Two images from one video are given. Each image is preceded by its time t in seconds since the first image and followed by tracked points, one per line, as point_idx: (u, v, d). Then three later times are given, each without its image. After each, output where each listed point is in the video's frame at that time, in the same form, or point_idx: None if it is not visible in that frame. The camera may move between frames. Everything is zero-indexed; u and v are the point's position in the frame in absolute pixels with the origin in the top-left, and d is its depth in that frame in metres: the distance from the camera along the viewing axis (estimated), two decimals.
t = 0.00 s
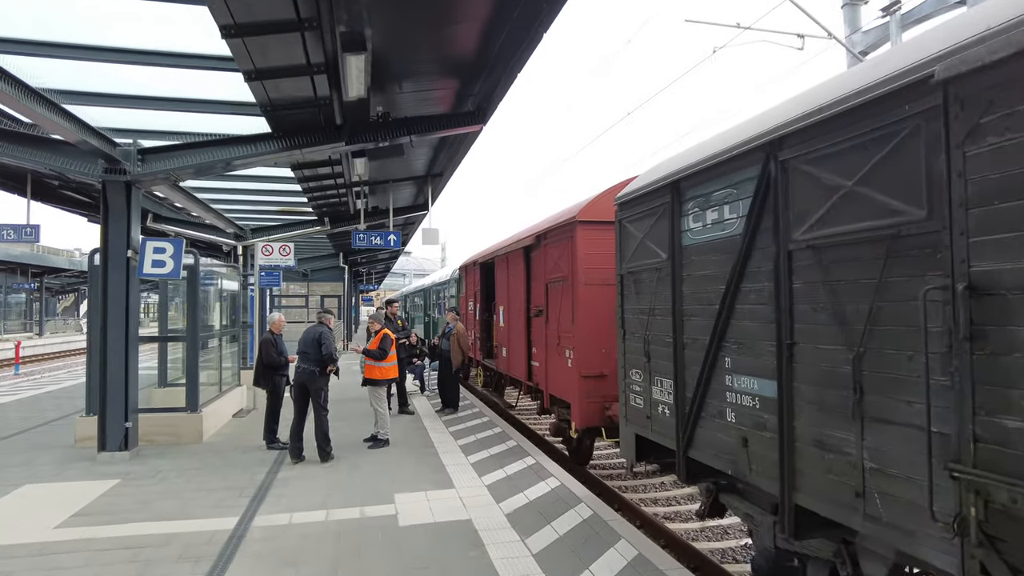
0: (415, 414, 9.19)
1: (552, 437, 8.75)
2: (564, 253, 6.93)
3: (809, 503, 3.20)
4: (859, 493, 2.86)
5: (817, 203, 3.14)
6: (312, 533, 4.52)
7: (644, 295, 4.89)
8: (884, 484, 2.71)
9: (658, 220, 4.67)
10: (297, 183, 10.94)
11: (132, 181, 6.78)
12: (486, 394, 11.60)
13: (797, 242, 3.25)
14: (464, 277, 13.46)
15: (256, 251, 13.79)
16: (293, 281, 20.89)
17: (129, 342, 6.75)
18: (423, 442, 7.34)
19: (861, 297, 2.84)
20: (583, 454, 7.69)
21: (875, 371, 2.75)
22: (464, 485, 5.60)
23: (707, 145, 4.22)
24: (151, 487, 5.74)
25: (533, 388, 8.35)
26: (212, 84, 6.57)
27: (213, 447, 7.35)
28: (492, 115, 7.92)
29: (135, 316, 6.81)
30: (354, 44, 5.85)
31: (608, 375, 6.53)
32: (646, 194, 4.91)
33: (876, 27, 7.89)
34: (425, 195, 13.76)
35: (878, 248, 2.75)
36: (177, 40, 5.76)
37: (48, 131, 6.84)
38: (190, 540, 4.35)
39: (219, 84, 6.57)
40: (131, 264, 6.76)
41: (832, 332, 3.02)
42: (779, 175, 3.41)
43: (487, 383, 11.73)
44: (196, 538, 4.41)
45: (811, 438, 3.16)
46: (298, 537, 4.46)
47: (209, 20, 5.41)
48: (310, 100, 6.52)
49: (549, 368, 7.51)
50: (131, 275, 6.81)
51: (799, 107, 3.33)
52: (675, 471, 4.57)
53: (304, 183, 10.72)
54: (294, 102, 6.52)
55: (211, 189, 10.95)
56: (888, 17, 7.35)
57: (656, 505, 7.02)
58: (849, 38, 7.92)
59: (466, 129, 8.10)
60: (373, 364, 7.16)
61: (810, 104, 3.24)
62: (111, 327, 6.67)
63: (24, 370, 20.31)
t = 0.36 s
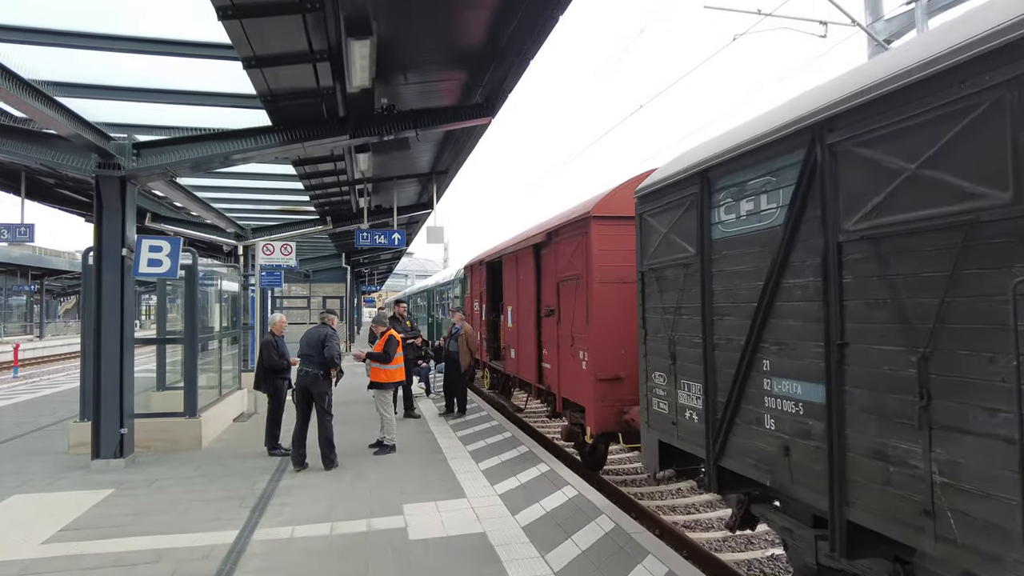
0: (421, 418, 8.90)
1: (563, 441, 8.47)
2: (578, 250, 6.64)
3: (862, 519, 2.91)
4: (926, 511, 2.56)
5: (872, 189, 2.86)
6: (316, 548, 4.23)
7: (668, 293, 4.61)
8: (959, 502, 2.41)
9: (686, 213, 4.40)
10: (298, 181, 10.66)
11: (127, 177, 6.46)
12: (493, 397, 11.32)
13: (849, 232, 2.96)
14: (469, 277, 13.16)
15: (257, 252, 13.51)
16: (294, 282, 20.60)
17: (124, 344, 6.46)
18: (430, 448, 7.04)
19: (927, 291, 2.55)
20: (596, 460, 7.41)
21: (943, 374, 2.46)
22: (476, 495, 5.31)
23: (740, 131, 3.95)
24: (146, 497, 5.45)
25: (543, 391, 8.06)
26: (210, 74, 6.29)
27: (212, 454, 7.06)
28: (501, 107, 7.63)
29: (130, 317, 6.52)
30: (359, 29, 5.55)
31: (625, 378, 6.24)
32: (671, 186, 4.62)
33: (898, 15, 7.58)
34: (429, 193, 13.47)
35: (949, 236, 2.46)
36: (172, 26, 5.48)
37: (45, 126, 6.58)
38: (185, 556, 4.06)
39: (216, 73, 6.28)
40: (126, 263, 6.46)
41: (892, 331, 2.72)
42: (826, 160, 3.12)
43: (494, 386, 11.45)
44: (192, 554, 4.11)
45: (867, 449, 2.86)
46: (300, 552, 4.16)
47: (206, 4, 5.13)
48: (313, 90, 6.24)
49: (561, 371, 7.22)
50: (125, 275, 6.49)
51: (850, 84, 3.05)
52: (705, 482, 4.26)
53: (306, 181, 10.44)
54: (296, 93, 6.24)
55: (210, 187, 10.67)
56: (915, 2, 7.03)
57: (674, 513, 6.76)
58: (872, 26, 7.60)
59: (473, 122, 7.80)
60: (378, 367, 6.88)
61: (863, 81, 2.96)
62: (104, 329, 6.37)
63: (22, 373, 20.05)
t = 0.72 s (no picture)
0: (431, 420, 8.66)
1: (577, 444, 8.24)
2: (595, 246, 6.39)
3: (931, 538, 2.64)
4: (1011, 531, 2.30)
5: (943, 174, 2.60)
6: (328, 561, 3.98)
7: (700, 290, 4.36)
8: None
9: (721, 205, 4.17)
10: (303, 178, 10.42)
11: (127, 171, 6.22)
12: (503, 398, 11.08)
13: (914, 222, 2.71)
14: (477, 276, 12.91)
15: (260, 250, 13.28)
16: (298, 281, 20.35)
17: (125, 345, 6.22)
18: (442, 452, 6.79)
19: (1013, 287, 2.29)
20: (613, 466, 7.19)
21: None
22: (494, 503, 5.05)
23: (783, 117, 3.71)
24: (148, 505, 5.21)
25: (558, 392, 7.81)
26: (214, 63, 6.05)
27: (217, 458, 6.82)
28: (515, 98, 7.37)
29: (131, 317, 6.28)
30: (370, 14, 5.29)
31: (646, 379, 5.99)
32: (703, 178, 4.38)
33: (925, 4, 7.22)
34: (435, 190, 13.21)
35: None
36: (175, 11, 5.24)
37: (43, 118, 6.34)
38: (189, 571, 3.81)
39: (220, 62, 6.04)
40: (127, 260, 6.22)
41: (969, 331, 2.46)
42: (885, 144, 2.87)
43: (503, 386, 11.21)
44: (196, 568, 3.86)
45: (937, 461, 2.60)
46: (311, 566, 3.91)
47: None
48: (321, 80, 6.00)
49: (577, 372, 6.97)
50: (126, 273, 6.24)
51: (912, 62, 2.80)
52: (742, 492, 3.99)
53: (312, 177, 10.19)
54: (304, 83, 6.00)
55: (214, 184, 10.43)
56: None
57: (696, 519, 6.51)
58: (898, 14, 7.22)
59: (485, 115, 7.55)
60: (389, 369, 6.64)
61: (929, 57, 2.70)
62: (104, 330, 6.12)
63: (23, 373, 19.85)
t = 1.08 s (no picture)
0: (439, 426, 8.39)
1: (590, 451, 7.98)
2: (613, 246, 6.11)
3: (1015, 567, 2.34)
4: None
5: None
6: None
7: (737, 292, 4.10)
8: None
9: (759, 200, 3.91)
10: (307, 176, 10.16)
11: (125, 167, 5.95)
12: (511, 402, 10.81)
13: (994, 213, 2.41)
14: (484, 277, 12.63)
15: (263, 251, 13.01)
16: (300, 282, 20.09)
17: (123, 348, 5.94)
18: (453, 460, 6.52)
19: None
20: (630, 475, 7.02)
21: None
22: (511, 517, 4.76)
23: (830, 105, 3.44)
24: (146, 519, 4.93)
25: (572, 398, 7.52)
26: (215, 54, 5.78)
27: (218, 467, 6.55)
28: (529, 92, 7.09)
29: (129, 319, 6.00)
30: None
31: (668, 385, 5.71)
32: (739, 172, 4.11)
33: None
34: (441, 190, 12.93)
35: None
36: None
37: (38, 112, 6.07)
38: None
39: (222, 53, 5.78)
40: (124, 260, 5.95)
41: None
42: (959, 129, 2.58)
43: (511, 390, 10.94)
44: None
45: None
46: None
47: None
48: (328, 72, 5.74)
49: (593, 376, 6.68)
50: (124, 273, 5.96)
51: (990, 37, 2.51)
52: (783, 510, 3.69)
53: (316, 175, 9.93)
54: (310, 76, 5.74)
55: (215, 183, 10.17)
56: None
57: (719, 531, 6.22)
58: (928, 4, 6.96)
59: (497, 110, 7.27)
60: (397, 374, 6.37)
61: (1010, 30, 2.42)
62: (101, 332, 5.85)
63: (23, 376, 19.67)
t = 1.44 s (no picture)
0: (444, 428, 8.13)
1: (601, 453, 7.73)
2: (628, 240, 5.85)
3: None
4: None
5: None
6: None
7: (769, 287, 3.85)
8: None
9: (794, 188, 3.65)
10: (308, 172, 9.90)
11: (117, 158, 5.67)
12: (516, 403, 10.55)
13: None
14: (488, 274, 12.39)
15: (262, 248, 12.76)
16: (300, 281, 19.80)
17: (116, 348, 5.68)
18: (461, 464, 6.26)
19: None
20: (643, 479, 6.80)
21: None
22: (524, 526, 4.50)
23: (877, 84, 3.18)
24: (139, 528, 4.67)
25: (583, 399, 7.27)
26: (212, 39, 5.50)
27: (216, 471, 6.29)
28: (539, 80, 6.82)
29: (122, 318, 5.73)
30: None
31: (686, 386, 5.46)
32: (770, 158, 3.86)
33: None
34: (444, 185, 12.68)
35: None
36: None
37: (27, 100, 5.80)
38: None
39: (219, 38, 5.50)
40: (117, 255, 5.68)
41: None
42: None
43: (516, 390, 10.67)
44: None
45: None
46: None
47: None
48: (330, 58, 5.48)
49: (606, 377, 6.43)
50: (117, 270, 5.70)
51: None
52: (821, 519, 3.44)
53: (317, 170, 9.66)
54: (311, 62, 5.48)
55: (213, 178, 9.89)
56: None
57: (738, 538, 5.96)
58: None
59: (506, 100, 7.00)
60: (402, 374, 6.11)
61: None
62: (91, 331, 5.58)
63: (20, 376, 19.42)
